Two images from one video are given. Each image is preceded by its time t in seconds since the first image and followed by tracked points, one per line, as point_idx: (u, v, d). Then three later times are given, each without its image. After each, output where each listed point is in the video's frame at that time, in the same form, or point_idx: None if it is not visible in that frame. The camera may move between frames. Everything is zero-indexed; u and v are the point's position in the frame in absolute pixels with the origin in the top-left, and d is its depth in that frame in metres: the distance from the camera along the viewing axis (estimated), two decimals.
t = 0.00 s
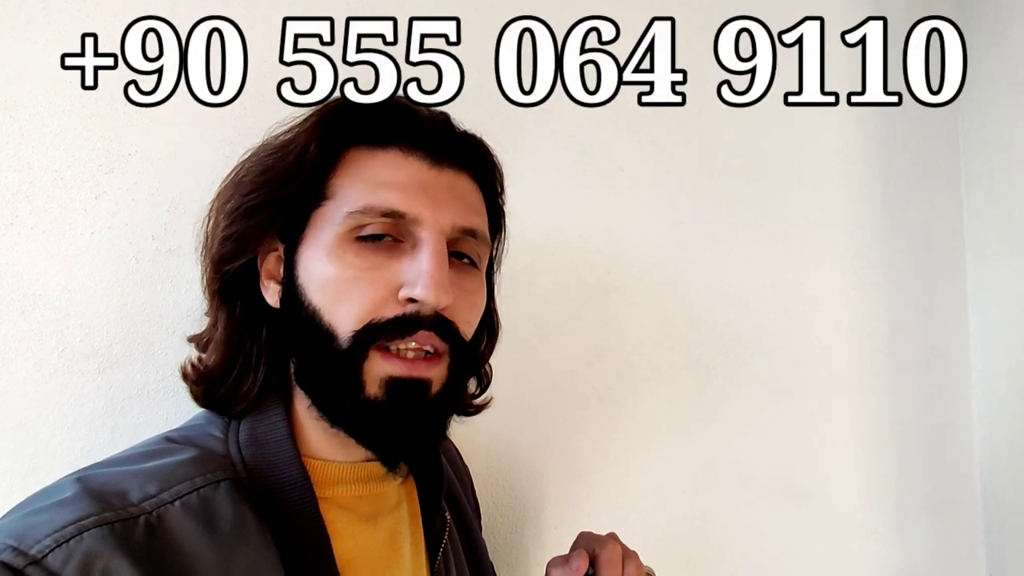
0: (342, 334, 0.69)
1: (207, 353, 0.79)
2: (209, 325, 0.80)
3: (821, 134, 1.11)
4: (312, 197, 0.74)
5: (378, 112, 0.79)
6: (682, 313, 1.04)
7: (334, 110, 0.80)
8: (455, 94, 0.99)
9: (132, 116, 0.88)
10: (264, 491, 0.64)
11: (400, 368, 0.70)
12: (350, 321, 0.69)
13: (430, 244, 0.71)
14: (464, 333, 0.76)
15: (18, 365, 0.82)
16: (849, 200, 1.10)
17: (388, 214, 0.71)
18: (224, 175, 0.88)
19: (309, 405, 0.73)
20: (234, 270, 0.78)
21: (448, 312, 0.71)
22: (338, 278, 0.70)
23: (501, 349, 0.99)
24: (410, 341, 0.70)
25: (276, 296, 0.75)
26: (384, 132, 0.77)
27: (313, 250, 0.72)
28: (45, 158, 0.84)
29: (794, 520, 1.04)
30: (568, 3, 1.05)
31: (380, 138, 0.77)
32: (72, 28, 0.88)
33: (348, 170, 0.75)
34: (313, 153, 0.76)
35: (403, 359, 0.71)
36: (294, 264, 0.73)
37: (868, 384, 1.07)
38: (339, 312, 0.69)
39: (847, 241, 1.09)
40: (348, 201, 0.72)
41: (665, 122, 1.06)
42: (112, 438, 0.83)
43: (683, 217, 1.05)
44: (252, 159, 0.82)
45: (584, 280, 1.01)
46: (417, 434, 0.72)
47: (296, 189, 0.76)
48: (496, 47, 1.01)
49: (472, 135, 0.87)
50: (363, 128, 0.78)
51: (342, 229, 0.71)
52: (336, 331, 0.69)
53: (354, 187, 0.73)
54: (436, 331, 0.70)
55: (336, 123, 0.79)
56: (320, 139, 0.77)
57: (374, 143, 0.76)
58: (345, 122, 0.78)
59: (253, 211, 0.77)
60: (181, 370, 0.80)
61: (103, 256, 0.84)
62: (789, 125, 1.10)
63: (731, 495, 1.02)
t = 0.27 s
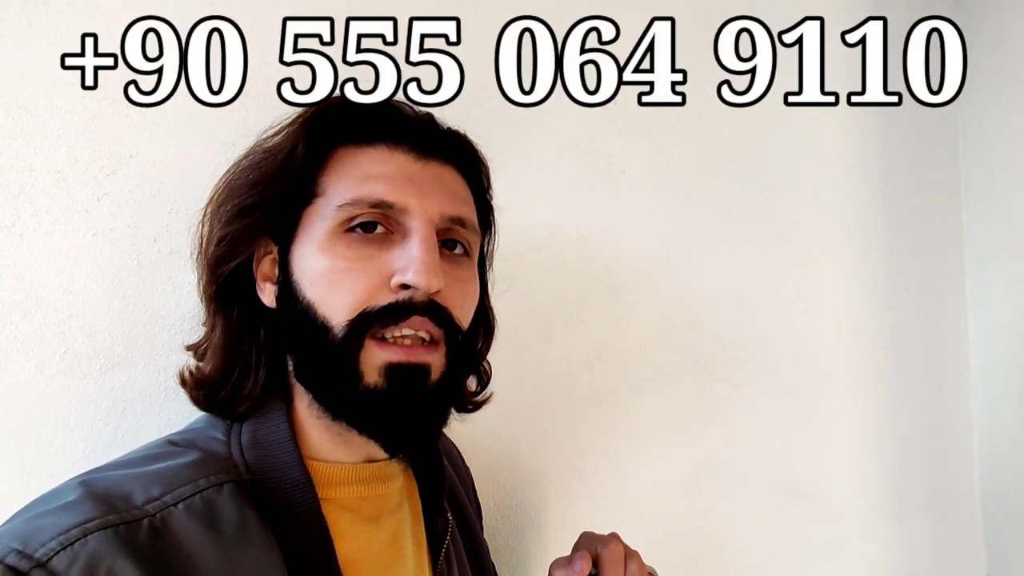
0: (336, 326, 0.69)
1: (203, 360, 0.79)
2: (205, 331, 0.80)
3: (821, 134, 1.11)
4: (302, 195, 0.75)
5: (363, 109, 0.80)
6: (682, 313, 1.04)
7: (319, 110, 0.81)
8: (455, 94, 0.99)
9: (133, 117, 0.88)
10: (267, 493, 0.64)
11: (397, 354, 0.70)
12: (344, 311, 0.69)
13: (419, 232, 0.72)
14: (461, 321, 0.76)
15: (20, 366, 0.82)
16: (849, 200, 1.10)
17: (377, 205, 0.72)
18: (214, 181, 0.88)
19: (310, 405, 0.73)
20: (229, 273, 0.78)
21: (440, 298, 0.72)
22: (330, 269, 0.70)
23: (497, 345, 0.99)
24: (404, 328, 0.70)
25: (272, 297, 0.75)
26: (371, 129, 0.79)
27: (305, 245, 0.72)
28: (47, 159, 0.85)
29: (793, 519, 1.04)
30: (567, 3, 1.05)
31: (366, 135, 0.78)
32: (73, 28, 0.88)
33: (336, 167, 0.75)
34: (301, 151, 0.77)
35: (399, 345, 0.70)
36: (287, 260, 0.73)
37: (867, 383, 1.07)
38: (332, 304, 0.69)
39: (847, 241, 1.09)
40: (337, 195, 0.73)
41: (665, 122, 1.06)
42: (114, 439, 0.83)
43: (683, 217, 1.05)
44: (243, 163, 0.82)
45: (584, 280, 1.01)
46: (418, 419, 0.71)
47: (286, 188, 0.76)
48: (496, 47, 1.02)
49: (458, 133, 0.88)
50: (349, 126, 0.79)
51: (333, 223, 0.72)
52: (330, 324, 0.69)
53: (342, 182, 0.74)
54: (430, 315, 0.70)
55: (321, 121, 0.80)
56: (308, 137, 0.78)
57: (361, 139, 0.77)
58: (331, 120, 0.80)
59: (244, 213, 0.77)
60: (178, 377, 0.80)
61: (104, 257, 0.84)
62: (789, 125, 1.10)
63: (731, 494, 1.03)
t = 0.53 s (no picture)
0: (338, 327, 0.69)
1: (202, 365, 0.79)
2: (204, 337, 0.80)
3: (821, 134, 1.10)
4: (302, 197, 0.75)
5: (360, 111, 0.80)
6: (682, 314, 1.04)
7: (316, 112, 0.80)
8: (455, 94, 0.99)
9: (131, 118, 0.88)
10: (268, 498, 0.64)
11: (399, 356, 0.70)
12: (345, 311, 0.69)
13: (420, 231, 0.72)
14: (462, 321, 0.76)
15: (19, 369, 0.82)
16: (850, 201, 1.10)
17: (377, 205, 0.72)
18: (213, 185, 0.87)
19: (312, 408, 0.73)
20: (229, 277, 0.78)
21: (442, 296, 0.72)
22: (332, 270, 0.70)
23: (497, 347, 0.99)
24: (406, 328, 0.70)
25: (272, 300, 0.75)
26: (371, 130, 0.78)
27: (305, 247, 0.72)
28: (45, 161, 0.84)
29: (794, 521, 1.04)
30: (568, 2, 1.04)
31: (366, 136, 0.78)
32: (71, 29, 0.88)
33: (336, 169, 0.75)
34: (300, 154, 0.77)
35: (400, 348, 0.70)
36: (288, 262, 0.73)
37: (867, 384, 1.07)
38: (334, 304, 0.69)
39: (847, 242, 1.09)
40: (337, 197, 0.73)
41: (666, 123, 1.06)
42: (114, 443, 0.83)
43: (683, 217, 1.05)
44: (242, 166, 0.82)
45: (584, 280, 1.01)
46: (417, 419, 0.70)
47: (286, 191, 0.76)
48: (497, 46, 1.01)
49: (456, 134, 0.87)
50: (349, 126, 0.79)
51: (334, 224, 0.71)
52: (332, 325, 0.69)
53: (342, 183, 0.74)
54: (431, 314, 0.70)
55: (319, 123, 0.79)
56: (306, 139, 0.78)
57: (361, 140, 0.77)
58: (330, 122, 0.79)
59: (244, 216, 0.77)
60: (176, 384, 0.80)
61: (102, 260, 0.84)
62: (789, 126, 1.10)
63: (731, 495, 1.02)
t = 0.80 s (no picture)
0: (334, 312, 0.68)
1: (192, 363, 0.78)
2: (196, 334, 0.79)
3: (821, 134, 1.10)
4: (304, 191, 0.76)
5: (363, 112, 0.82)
6: (680, 315, 1.03)
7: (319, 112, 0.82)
8: (455, 94, 0.99)
9: (128, 118, 0.87)
10: (261, 497, 0.64)
11: (392, 349, 0.69)
12: (343, 295, 0.68)
13: (420, 220, 0.73)
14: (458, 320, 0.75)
15: (11, 370, 0.81)
16: (849, 202, 1.09)
17: (379, 193, 0.73)
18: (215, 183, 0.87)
19: (307, 405, 0.72)
20: (227, 270, 0.77)
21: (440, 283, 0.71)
22: (331, 255, 0.69)
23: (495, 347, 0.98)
24: (402, 312, 0.69)
25: (269, 293, 0.75)
26: (374, 129, 0.80)
27: (305, 236, 0.72)
28: (40, 161, 0.84)
29: (793, 523, 1.03)
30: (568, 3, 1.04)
31: (369, 134, 0.79)
32: (69, 28, 0.88)
33: (338, 163, 0.76)
34: (303, 150, 0.78)
35: (394, 342, 0.69)
36: (287, 252, 0.73)
37: (867, 386, 1.06)
38: (332, 289, 0.69)
39: (848, 243, 1.08)
40: (339, 188, 0.74)
41: (665, 123, 1.05)
42: (107, 443, 0.82)
43: (682, 218, 1.04)
44: (246, 162, 0.83)
45: (582, 281, 1.01)
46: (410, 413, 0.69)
47: (288, 184, 0.77)
48: (497, 46, 1.01)
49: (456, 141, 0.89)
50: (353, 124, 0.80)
51: (334, 212, 0.72)
52: (329, 311, 0.69)
53: (343, 176, 0.75)
54: (428, 301, 0.70)
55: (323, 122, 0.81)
56: (309, 136, 0.79)
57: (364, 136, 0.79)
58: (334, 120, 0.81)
59: (245, 209, 0.77)
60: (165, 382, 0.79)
61: (96, 260, 0.84)
62: (789, 126, 1.09)
63: (729, 497, 1.02)
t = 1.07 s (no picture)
0: (347, 351, 0.69)
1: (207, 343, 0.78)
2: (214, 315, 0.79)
3: (820, 134, 1.10)
4: (334, 206, 0.74)
5: (413, 125, 0.78)
6: (677, 314, 1.03)
7: (369, 118, 0.79)
8: (454, 94, 0.99)
9: (125, 116, 0.87)
10: (260, 494, 0.64)
11: (404, 389, 0.69)
12: (357, 340, 0.69)
13: (446, 270, 0.71)
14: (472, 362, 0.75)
15: (6, 367, 0.81)
16: (848, 201, 1.09)
17: (407, 234, 0.71)
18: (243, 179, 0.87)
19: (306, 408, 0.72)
20: (249, 268, 0.77)
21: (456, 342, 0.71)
22: (349, 293, 0.69)
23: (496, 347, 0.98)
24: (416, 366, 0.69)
25: (284, 298, 0.74)
26: (419, 144, 0.76)
27: (326, 261, 0.71)
28: (35, 157, 0.84)
29: (789, 522, 1.03)
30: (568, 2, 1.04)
31: (414, 150, 0.75)
32: (66, 25, 0.87)
33: (373, 182, 0.74)
34: (339, 161, 0.75)
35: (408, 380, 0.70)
36: (305, 274, 0.73)
37: (866, 386, 1.06)
38: (346, 329, 0.69)
39: (846, 243, 1.08)
40: (369, 215, 0.72)
41: (664, 123, 1.05)
42: (105, 441, 0.83)
43: (680, 218, 1.04)
44: (278, 158, 0.81)
45: (580, 279, 1.00)
46: (410, 454, 0.71)
47: (320, 194, 0.75)
48: (497, 47, 1.01)
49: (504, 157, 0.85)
50: (395, 140, 0.76)
51: (359, 243, 0.71)
52: (341, 348, 0.69)
53: (377, 201, 0.72)
54: (443, 360, 0.69)
55: (366, 132, 0.77)
56: (349, 147, 0.76)
57: (406, 156, 0.75)
58: (379, 131, 0.77)
59: (274, 208, 0.76)
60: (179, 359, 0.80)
61: (93, 258, 0.84)
62: (788, 126, 1.09)
63: (726, 496, 1.02)
